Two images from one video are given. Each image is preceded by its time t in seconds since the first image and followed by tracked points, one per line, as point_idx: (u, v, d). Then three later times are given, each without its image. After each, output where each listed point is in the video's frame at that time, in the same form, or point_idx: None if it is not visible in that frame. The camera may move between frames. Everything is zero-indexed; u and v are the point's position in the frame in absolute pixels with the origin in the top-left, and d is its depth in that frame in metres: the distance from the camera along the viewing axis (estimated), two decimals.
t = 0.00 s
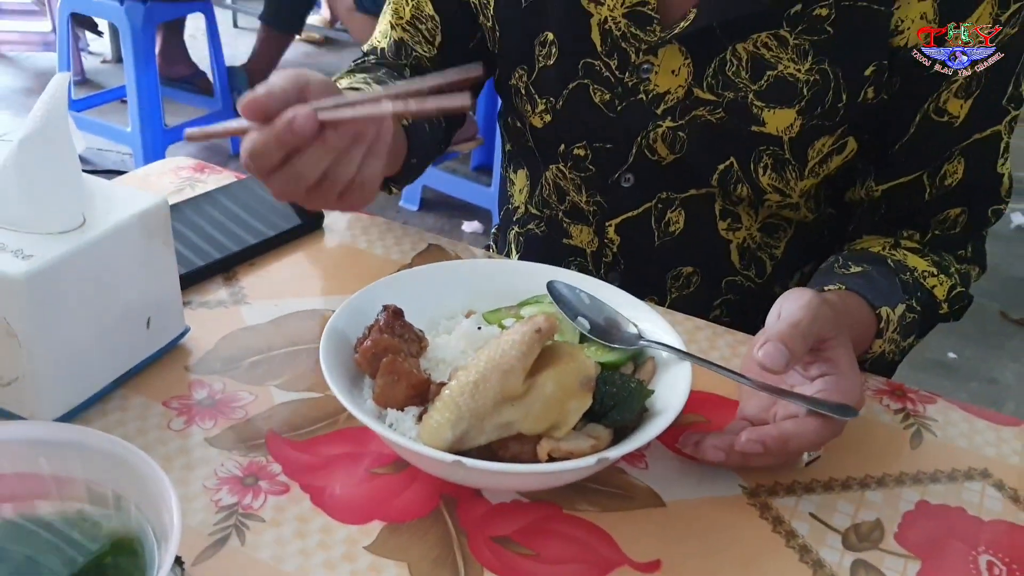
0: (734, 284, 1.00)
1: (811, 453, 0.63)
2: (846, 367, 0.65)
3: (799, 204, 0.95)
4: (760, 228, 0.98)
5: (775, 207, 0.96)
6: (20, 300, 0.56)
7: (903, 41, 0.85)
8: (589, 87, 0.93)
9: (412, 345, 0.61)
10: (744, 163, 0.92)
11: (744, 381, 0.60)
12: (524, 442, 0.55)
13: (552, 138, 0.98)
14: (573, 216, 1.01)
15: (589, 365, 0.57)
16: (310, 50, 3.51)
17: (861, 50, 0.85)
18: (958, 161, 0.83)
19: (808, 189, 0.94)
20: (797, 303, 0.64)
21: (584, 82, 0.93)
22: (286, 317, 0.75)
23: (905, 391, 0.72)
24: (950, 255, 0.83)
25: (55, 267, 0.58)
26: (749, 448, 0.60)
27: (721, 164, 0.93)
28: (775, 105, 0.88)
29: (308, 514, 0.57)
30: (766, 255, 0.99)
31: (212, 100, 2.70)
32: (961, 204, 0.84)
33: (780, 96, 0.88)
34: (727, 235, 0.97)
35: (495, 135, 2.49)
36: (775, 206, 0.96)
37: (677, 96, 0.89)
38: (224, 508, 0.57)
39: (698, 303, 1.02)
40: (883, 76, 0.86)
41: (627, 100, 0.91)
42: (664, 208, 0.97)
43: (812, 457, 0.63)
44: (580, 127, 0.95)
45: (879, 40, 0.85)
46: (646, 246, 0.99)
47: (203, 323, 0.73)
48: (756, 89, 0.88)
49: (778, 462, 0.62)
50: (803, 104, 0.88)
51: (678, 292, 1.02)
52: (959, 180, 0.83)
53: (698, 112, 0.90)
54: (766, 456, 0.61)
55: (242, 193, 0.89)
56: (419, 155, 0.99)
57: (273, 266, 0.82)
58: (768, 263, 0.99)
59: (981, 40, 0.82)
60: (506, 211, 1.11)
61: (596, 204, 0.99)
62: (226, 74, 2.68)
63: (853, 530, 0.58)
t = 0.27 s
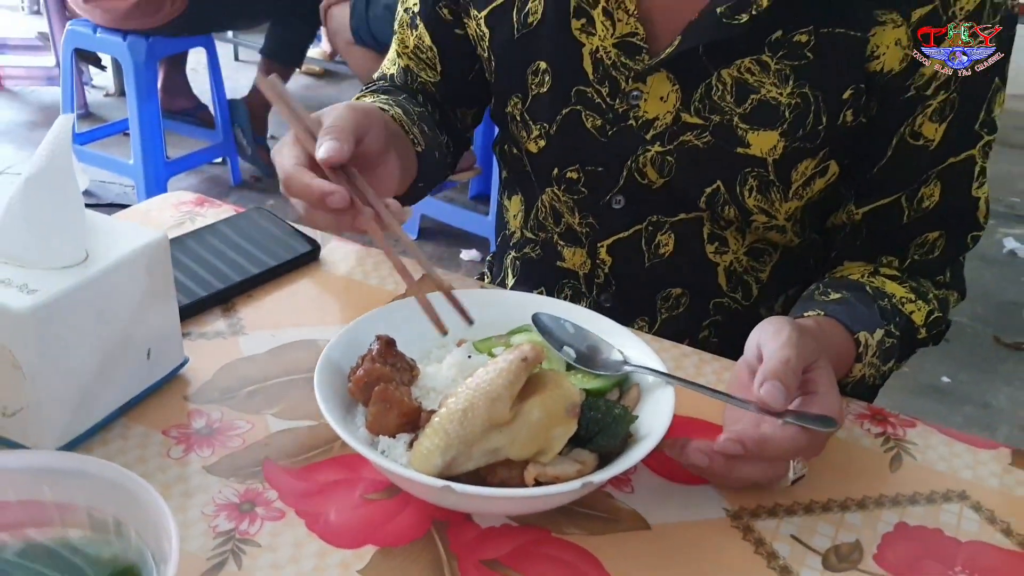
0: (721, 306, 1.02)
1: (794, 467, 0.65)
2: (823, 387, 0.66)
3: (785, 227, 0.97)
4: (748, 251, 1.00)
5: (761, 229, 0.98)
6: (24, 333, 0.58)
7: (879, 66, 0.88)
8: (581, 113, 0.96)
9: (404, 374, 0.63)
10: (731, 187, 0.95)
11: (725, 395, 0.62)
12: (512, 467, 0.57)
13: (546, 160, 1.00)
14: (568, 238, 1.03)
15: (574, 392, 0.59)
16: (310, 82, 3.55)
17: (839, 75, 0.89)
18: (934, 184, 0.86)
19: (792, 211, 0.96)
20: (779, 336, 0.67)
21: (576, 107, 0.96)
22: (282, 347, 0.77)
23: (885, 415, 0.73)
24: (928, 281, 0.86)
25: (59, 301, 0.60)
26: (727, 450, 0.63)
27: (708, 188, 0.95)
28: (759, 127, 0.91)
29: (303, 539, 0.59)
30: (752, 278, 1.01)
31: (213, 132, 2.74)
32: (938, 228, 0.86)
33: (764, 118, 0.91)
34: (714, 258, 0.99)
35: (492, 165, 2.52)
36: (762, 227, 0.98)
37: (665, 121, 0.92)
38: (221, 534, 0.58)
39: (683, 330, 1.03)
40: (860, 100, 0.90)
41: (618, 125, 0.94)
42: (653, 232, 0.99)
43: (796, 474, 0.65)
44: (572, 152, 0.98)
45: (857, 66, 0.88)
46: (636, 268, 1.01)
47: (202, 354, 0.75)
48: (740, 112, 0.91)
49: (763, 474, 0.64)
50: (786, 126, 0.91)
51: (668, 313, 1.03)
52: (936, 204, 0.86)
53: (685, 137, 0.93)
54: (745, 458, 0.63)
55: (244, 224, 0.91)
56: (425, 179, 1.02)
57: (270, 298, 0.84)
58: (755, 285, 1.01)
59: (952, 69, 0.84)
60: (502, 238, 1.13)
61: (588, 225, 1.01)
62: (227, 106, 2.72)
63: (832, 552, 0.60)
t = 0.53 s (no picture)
0: (704, 346, 1.04)
1: (793, 472, 0.69)
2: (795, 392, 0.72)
3: (767, 271, 1.00)
4: (731, 294, 1.03)
5: (744, 271, 1.00)
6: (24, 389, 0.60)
7: (859, 117, 0.91)
8: (575, 154, 0.97)
9: (393, 423, 0.65)
10: (716, 230, 0.97)
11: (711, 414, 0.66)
12: (496, 514, 0.59)
13: (539, 197, 1.01)
14: (556, 274, 1.04)
15: (557, 441, 0.60)
16: (308, 128, 3.60)
17: (818, 127, 0.91)
18: (910, 234, 0.90)
19: (774, 255, 0.98)
20: (742, 361, 0.72)
21: (570, 147, 0.97)
22: (275, 396, 0.79)
23: (864, 457, 0.75)
24: (902, 326, 0.90)
25: (58, 356, 0.62)
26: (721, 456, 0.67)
27: (694, 229, 0.97)
28: (745, 173, 0.93)
29: None
30: (735, 321, 1.04)
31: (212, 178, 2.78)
32: (913, 275, 0.91)
33: (750, 165, 0.93)
34: (699, 298, 1.02)
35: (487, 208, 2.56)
36: (745, 270, 1.00)
37: (655, 164, 0.94)
38: None
39: (670, 370, 1.05)
40: (840, 150, 0.92)
41: (610, 165, 0.96)
42: (641, 270, 1.00)
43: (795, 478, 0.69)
44: (564, 190, 0.99)
45: (837, 117, 0.91)
46: (624, 306, 1.03)
47: (197, 404, 0.77)
48: (727, 159, 0.93)
49: (757, 482, 0.67)
50: (769, 172, 0.93)
51: (653, 351, 1.05)
52: (911, 252, 0.90)
53: (674, 180, 0.94)
54: (736, 464, 0.67)
55: (241, 275, 0.93)
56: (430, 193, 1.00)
57: (264, 347, 0.86)
58: (738, 328, 1.04)
59: (928, 125, 0.89)
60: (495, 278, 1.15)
61: (578, 261, 1.02)
62: (226, 153, 2.76)
63: None
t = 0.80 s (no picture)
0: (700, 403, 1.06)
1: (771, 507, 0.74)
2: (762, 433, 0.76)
3: (758, 332, 1.03)
4: (722, 351, 1.05)
5: (737, 332, 1.03)
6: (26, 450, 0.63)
7: (846, 192, 0.95)
8: (575, 219, 1.00)
9: (381, 480, 0.67)
10: (710, 293, 1.00)
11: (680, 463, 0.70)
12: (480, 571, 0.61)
13: (538, 260, 1.04)
14: (555, 330, 1.06)
15: (536, 495, 0.63)
16: (307, 177, 3.66)
17: (811, 201, 0.95)
18: (889, 301, 0.94)
19: (766, 318, 1.01)
20: (711, 414, 0.76)
21: (572, 213, 1.00)
22: (269, 453, 0.82)
23: (840, 509, 0.78)
24: (878, 388, 0.93)
25: (60, 419, 0.64)
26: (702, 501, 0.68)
27: (690, 293, 1.00)
28: (739, 241, 0.96)
29: None
30: (727, 377, 1.06)
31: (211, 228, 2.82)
32: (892, 340, 0.94)
33: (745, 233, 0.96)
34: (694, 356, 1.04)
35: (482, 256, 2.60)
36: (738, 330, 1.03)
37: (654, 230, 0.97)
38: None
39: (663, 424, 1.08)
40: (831, 222, 0.96)
41: (610, 231, 0.98)
42: (638, 329, 1.03)
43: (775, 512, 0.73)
44: (565, 253, 1.02)
45: (830, 191, 0.95)
46: (620, 363, 1.05)
47: (193, 460, 0.80)
48: (723, 227, 0.96)
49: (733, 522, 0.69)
50: (764, 241, 0.96)
51: (648, 407, 1.07)
52: (890, 318, 0.94)
53: (672, 246, 0.97)
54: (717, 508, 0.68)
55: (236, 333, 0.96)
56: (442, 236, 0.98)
57: (259, 404, 0.88)
58: (729, 385, 1.06)
59: (909, 199, 0.94)
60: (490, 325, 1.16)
61: (577, 321, 1.04)
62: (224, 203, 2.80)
63: None
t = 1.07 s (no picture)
0: (687, 435, 1.09)
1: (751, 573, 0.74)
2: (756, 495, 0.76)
3: (749, 368, 1.05)
4: (709, 384, 1.07)
5: (729, 367, 1.04)
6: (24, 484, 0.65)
7: (828, 231, 0.97)
8: (569, 260, 1.01)
9: (370, 512, 0.69)
10: (705, 331, 1.01)
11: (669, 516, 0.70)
12: None
13: (528, 301, 1.06)
14: (545, 367, 1.08)
15: (520, 527, 0.65)
16: (302, 207, 3.68)
17: (803, 240, 0.96)
18: (868, 335, 0.97)
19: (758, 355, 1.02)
20: (709, 455, 0.77)
21: (564, 256, 1.01)
22: (262, 485, 0.83)
23: (821, 536, 0.80)
24: (864, 420, 0.96)
25: (56, 454, 0.66)
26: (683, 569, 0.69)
27: (684, 332, 1.01)
28: (734, 279, 0.98)
29: None
30: (713, 410, 1.08)
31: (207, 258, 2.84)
32: (872, 372, 0.98)
33: (739, 272, 0.97)
34: (681, 389, 1.06)
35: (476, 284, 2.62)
36: (730, 366, 1.04)
37: (648, 273, 0.98)
38: None
39: (652, 456, 1.10)
40: (821, 260, 0.98)
41: (604, 273, 0.99)
42: (626, 365, 1.05)
43: None
44: (556, 293, 1.03)
45: (818, 230, 0.96)
46: (610, 399, 1.07)
47: (187, 494, 0.81)
48: (717, 267, 0.97)
49: None
50: (758, 277, 0.97)
51: (638, 441, 1.10)
52: (869, 351, 0.97)
53: (665, 286, 0.98)
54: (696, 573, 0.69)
55: (230, 369, 0.98)
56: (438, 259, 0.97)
57: (252, 437, 0.90)
58: (716, 417, 1.09)
59: (886, 237, 0.96)
60: (479, 360, 1.18)
61: (567, 359, 1.06)
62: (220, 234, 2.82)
63: None
